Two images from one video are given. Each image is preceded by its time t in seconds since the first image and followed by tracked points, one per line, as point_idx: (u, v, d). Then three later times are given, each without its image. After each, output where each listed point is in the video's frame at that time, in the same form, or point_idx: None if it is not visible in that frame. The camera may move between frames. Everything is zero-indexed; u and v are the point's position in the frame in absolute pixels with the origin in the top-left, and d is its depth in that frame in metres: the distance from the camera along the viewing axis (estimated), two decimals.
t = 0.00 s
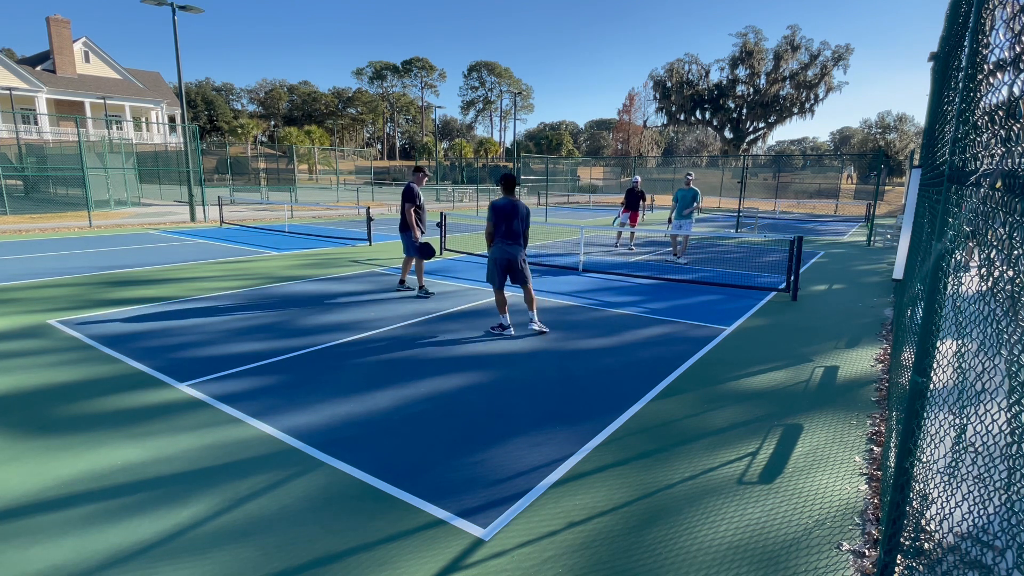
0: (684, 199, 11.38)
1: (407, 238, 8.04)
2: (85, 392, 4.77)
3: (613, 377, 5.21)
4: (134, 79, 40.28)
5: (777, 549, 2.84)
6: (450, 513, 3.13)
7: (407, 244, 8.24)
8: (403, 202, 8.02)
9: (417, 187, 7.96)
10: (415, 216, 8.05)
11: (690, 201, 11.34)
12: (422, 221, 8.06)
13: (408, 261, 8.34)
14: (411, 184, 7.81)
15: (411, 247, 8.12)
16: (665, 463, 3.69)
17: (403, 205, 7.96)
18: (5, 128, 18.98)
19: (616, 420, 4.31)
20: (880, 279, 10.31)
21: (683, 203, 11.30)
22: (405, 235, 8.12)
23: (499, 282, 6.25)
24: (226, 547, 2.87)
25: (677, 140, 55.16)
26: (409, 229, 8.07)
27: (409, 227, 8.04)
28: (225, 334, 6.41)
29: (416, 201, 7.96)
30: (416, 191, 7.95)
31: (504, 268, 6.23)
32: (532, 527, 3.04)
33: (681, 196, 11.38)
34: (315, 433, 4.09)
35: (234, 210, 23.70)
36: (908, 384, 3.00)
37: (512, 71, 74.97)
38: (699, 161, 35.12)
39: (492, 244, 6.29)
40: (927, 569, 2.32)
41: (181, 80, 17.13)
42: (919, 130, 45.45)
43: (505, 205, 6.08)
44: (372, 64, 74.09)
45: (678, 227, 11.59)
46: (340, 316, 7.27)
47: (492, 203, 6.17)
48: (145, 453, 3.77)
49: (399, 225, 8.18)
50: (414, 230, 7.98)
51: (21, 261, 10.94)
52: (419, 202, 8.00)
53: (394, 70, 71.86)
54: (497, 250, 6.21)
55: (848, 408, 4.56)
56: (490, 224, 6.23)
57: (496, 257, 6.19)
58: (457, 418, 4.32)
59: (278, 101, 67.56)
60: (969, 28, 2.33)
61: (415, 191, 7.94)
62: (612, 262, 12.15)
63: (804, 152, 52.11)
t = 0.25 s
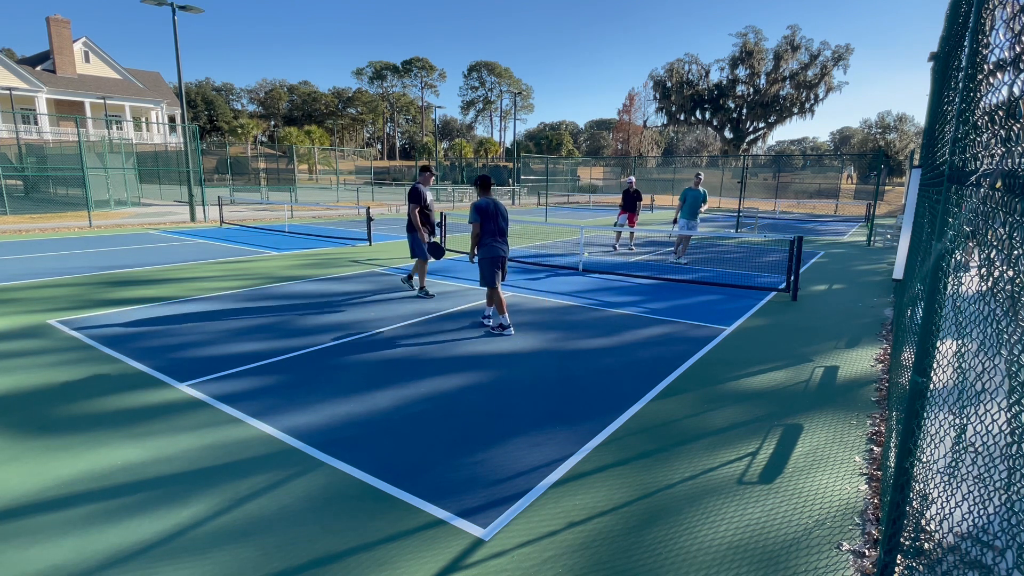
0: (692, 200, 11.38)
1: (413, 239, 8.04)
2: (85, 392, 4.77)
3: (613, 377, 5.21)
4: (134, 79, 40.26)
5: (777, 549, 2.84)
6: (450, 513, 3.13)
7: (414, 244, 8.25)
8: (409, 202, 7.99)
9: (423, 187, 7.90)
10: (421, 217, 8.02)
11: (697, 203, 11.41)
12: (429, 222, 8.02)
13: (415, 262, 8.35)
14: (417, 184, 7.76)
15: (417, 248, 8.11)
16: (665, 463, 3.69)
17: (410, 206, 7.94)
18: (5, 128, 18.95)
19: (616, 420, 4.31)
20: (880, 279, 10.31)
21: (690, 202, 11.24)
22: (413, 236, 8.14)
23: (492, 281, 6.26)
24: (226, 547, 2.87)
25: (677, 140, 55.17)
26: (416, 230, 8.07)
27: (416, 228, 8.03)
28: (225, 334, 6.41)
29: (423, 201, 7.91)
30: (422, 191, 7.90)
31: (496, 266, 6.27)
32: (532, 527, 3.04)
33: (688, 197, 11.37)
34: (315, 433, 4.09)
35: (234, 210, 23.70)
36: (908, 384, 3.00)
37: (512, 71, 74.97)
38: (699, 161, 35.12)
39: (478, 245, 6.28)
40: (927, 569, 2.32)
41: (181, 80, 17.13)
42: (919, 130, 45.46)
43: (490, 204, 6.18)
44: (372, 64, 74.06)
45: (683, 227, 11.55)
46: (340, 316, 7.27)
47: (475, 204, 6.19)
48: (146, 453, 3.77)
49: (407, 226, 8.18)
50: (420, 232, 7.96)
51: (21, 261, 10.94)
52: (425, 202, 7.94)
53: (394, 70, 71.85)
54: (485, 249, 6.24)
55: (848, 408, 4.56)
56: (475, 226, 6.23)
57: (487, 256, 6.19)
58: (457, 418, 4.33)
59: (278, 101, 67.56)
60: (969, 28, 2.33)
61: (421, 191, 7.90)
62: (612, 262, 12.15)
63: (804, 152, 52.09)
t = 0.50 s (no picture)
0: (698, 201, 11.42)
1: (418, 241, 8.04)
2: (85, 392, 4.76)
3: (613, 377, 5.21)
4: (134, 80, 40.26)
5: (777, 549, 2.84)
6: (450, 514, 3.13)
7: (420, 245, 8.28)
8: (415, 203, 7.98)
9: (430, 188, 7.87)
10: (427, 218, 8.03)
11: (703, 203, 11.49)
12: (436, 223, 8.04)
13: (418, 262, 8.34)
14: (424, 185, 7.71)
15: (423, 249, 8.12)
16: (665, 463, 3.69)
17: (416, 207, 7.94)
18: (5, 128, 18.95)
19: (615, 420, 4.31)
20: (880, 279, 10.30)
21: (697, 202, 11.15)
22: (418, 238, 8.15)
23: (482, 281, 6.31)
24: (226, 547, 2.87)
25: (677, 140, 55.21)
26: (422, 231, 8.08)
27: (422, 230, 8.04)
28: (225, 334, 6.41)
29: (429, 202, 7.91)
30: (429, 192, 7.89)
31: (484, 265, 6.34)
32: (532, 527, 3.04)
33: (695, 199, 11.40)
34: (315, 433, 4.09)
35: (234, 210, 23.71)
36: (907, 384, 3.00)
37: (512, 71, 75.03)
38: (699, 161, 35.10)
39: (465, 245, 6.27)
40: (927, 569, 2.31)
41: (181, 80, 17.14)
42: (919, 130, 45.47)
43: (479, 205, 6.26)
44: (372, 64, 74.02)
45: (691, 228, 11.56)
46: (340, 316, 7.27)
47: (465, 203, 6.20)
48: (146, 453, 3.77)
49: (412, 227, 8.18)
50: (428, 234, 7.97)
51: (21, 261, 10.94)
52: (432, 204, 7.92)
53: (394, 70, 71.89)
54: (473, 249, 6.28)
55: (847, 408, 4.56)
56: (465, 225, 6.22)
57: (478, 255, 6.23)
58: (457, 419, 4.32)
59: (278, 101, 67.57)
60: (969, 28, 2.33)
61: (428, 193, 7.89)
62: (612, 262, 12.15)
63: (804, 152, 52.11)
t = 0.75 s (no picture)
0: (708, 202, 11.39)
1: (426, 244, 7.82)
2: (85, 392, 4.77)
3: (612, 378, 5.21)
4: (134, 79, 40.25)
5: (777, 549, 2.84)
6: (449, 514, 3.13)
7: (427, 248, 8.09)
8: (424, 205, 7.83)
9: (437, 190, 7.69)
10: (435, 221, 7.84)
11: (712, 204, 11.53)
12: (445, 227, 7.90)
13: (422, 267, 8.11)
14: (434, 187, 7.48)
15: (431, 252, 7.92)
16: (665, 463, 3.69)
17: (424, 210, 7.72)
18: (4, 128, 18.94)
19: (615, 420, 4.31)
20: (880, 279, 10.30)
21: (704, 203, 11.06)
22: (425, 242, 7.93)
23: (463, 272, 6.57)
24: (226, 547, 2.87)
25: (677, 140, 55.24)
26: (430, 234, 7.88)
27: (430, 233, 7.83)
28: (225, 334, 6.41)
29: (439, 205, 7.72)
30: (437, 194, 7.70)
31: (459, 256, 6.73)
32: (532, 527, 3.03)
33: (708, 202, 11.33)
34: (315, 433, 4.09)
35: (234, 210, 23.71)
36: (908, 384, 3.00)
37: (512, 71, 75.05)
38: (699, 161, 35.09)
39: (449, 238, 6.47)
40: (927, 569, 2.31)
41: (181, 80, 17.15)
42: (919, 130, 45.48)
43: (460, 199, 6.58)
44: (372, 63, 73.97)
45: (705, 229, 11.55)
46: (340, 316, 7.26)
47: (447, 199, 6.43)
48: (146, 453, 3.77)
49: (419, 230, 7.98)
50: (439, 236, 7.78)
51: (21, 261, 10.94)
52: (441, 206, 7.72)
53: (394, 70, 71.90)
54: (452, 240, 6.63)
55: (848, 408, 4.56)
56: (447, 219, 6.49)
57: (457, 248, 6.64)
58: (457, 419, 4.32)
59: (278, 101, 67.58)
60: (969, 28, 2.33)
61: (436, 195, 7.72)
62: (612, 262, 12.16)
63: (804, 152, 52.14)
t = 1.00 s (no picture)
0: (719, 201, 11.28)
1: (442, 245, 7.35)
2: (85, 392, 4.77)
3: (612, 378, 5.21)
4: (134, 79, 40.25)
5: (777, 549, 2.84)
6: (450, 514, 3.13)
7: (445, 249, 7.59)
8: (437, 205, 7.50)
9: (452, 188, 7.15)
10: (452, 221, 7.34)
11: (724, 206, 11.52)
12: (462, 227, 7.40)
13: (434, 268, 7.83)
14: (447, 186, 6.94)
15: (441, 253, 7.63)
16: (665, 463, 3.69)
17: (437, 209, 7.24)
18: (4, 128, 18.93)
19: (615, 420, 4.31)
20: (880, 279, 10.30)
21: (717, 202, 10.85)
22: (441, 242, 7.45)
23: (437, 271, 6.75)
24: (226, 547, 2.87)
25: (677, 140, 55.25)
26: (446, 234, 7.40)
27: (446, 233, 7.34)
28: (225, 335, 6.40)
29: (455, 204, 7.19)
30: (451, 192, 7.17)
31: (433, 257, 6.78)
32: (532, 527, 3.03)
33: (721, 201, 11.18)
34: (315, 433, 4.09)
35: (234, 210, 23.70)
36: (908, 384, 2.99)
37: (512, 72, 75.08)
38: (699, 161, 35.08)
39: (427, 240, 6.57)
40: (927, 569, 2.31)
41: (181, 80, 17.15)
42: (919, 130, 45.48)
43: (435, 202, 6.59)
44: (372, 63, 73.96)
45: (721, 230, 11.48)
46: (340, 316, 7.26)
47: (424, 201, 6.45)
48: (146, 453, 3.77)
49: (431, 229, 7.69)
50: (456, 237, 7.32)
51: (21, 261, 10.94)
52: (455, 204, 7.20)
53: (394, 70, 71.90)
54: (430, 242, 6.67)
55: (848, 408, 4.56)
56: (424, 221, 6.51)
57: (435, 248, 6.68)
58: (457, 419, 4.32)
59: (278, 101, 67.58)
60: (970, 28, 2.33)
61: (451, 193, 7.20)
62: (612, 262, 12.16)
63: (804, 152, 52.15)
